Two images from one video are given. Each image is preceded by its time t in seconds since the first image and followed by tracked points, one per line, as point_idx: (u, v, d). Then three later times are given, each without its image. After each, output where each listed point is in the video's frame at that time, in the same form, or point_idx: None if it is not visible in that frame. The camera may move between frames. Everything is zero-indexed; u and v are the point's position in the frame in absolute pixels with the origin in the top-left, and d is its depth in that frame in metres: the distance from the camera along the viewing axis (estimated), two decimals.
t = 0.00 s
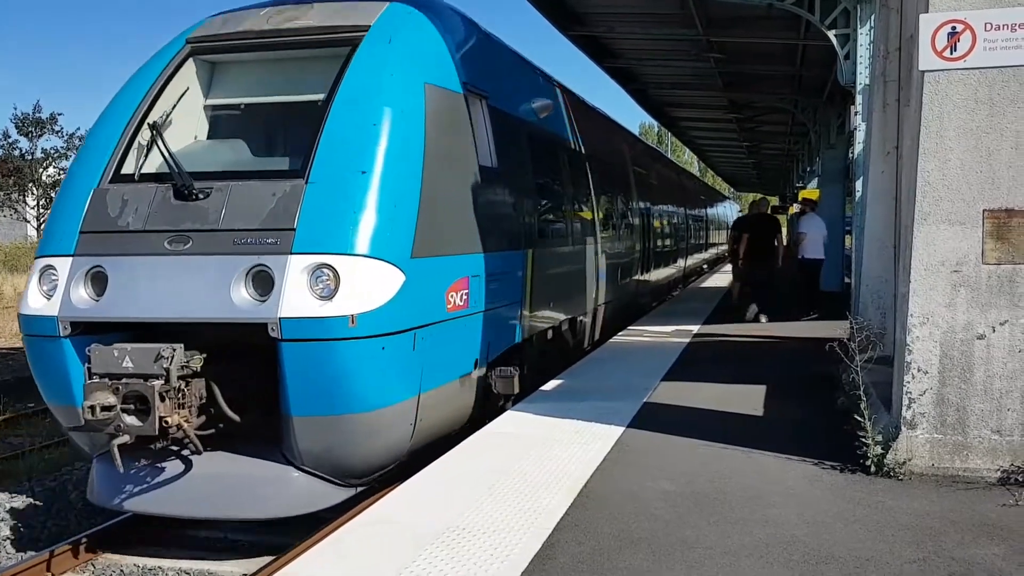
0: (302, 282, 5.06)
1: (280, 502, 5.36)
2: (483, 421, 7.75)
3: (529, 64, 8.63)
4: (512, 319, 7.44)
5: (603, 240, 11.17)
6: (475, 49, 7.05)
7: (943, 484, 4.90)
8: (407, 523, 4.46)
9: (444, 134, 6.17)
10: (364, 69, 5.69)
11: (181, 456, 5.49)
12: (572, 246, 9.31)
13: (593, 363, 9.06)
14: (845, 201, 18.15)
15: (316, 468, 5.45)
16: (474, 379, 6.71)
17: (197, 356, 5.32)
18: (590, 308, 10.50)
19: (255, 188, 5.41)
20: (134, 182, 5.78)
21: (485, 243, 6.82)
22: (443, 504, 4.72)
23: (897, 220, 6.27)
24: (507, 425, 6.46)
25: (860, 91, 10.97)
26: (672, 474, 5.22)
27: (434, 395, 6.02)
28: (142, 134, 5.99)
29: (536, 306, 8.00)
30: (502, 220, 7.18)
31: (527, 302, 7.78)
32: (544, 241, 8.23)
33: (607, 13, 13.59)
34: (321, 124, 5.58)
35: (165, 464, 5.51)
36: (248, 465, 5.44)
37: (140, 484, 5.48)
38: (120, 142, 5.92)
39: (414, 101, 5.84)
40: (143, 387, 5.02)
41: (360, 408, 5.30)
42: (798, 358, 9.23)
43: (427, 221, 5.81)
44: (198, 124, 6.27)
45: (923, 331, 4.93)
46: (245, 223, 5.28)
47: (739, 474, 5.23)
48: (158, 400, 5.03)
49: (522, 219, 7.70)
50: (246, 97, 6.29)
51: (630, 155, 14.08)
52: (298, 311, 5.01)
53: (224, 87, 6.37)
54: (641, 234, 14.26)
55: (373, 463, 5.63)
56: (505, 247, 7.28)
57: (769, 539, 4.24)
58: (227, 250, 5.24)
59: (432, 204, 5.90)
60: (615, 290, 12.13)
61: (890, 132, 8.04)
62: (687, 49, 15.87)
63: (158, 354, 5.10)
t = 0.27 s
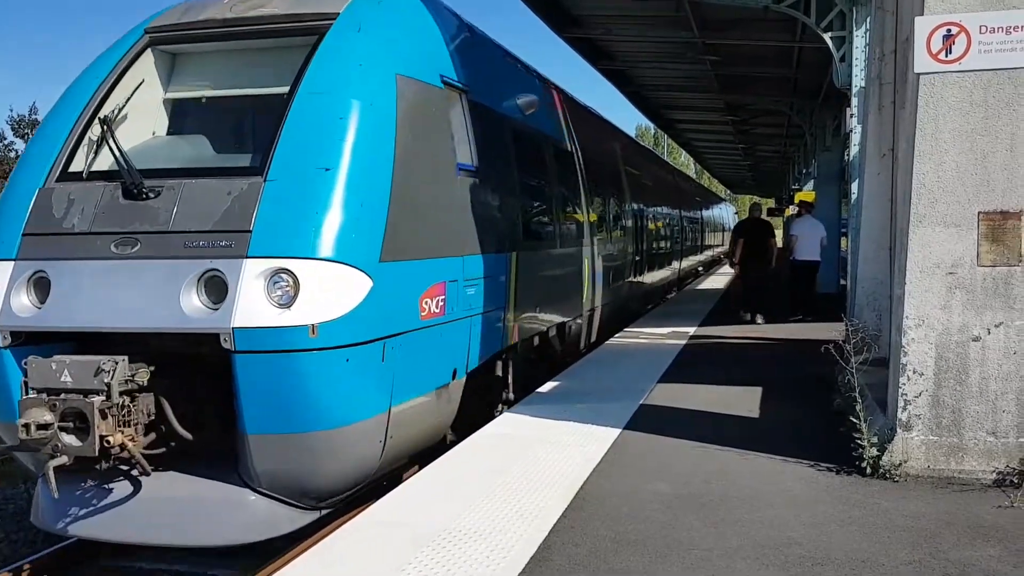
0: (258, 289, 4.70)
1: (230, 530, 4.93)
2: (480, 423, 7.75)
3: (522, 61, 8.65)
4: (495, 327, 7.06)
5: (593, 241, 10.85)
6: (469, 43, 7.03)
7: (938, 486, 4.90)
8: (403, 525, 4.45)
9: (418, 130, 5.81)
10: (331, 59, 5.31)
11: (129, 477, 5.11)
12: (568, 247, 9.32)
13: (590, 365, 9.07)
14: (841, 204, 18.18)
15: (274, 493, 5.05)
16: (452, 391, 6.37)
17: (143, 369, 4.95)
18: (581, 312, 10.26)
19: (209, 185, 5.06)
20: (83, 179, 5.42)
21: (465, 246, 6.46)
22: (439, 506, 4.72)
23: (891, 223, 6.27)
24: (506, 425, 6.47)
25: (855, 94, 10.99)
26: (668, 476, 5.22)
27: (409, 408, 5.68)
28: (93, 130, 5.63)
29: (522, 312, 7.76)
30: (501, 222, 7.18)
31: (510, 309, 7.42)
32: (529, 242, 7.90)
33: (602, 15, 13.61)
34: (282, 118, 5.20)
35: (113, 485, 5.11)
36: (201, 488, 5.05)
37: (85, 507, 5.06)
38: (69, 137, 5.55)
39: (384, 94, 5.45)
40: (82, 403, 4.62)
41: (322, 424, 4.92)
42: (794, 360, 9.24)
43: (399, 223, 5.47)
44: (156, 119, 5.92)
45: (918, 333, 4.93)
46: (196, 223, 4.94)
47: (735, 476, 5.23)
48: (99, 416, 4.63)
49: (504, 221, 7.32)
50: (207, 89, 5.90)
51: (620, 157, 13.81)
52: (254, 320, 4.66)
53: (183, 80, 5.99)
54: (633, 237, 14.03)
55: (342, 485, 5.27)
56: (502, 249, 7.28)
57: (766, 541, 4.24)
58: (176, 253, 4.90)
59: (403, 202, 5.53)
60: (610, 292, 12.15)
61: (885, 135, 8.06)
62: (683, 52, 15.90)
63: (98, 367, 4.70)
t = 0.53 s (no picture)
0: (204, 297, 4.03)
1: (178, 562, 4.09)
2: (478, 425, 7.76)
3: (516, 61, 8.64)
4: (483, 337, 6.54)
5: (584, 245, 10.41)
6: (464, 36, 6.96)
7: (935, 488, 4.91)
8: (402, 526, 4.45)
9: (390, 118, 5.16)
10: (293, 40, 4.67)
11: (67, 501, 4.27)
12: (564, 248, 9.33)
13: (587, 366, 9.08)
14: (838, 205, 18.19)
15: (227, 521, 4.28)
16: (431, 409, 5.71)
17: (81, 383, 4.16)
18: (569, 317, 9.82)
19: (153, 183, 4.40)
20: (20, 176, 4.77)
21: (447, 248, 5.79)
22: (437, 508, 4.71)
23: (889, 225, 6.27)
24: (506, 426, 6.49)
25: (853, 96, 11.01)
26: (665, 478, 5.22)
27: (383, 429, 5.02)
28: (36, 121, 4.98)
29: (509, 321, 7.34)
30: (500, 223, 7.18)
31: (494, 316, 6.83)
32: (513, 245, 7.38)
33: (599, 17, 13.62)
34: (236, 105, 4.53)
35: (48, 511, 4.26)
36: (147, 518, 4.21)
37: (19, 534, 4.17)
38: (9, 128, 4.91)
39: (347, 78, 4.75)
40: (5, 423, 3.82)
41: (278, 452, 4.25)
42: (791, 361, 9.25)
43: (368, 222, 4.79)
44: (110, 110, 5.18)
45: (915, 335, 4.94)
46: (139, 224, 4.27)
47: (732, 478, 5.22)
48: (27, 438, 3.84)
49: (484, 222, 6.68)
50: (160, 78, 5.21)
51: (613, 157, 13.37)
52: (198, 332, 3.98)
53: (138, 68, 5.29)
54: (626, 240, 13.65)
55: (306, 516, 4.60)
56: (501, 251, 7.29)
57: (763, 542, 4.24)
58: (116, 257, 4.22)
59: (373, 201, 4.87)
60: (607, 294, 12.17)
61: (882, 137, 8.06)
62: (680, 54, 15.90)
63: (25, 382, 3.90)
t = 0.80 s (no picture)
0: (131, 305, 3.57)
1: None
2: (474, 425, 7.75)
3: (512, 61, 8.64)
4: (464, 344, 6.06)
5: (570, 246, 9.94)
6: (461, 37, 6.96)
7: (932, 489, 4.90)
8: (397, 528, 4.43)
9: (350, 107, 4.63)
10: (241, 18, 4.17)
11: None
12: (559, 249, 9.32)
13: (583, 367, 9.08)
14: (834, 206, 18.20)
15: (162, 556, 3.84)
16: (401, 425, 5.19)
17: None
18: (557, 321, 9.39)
19: (81, 178, 3.95)
20: None
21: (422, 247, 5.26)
22: (434, 509, 4.70)
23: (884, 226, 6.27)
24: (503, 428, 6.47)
25: (849, 96, 11.01)
26: (662, 479, 5.21)
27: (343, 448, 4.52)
28: None
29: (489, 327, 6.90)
30: (496, 224, 7.17)
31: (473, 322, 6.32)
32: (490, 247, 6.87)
33: (595, 17, 13.61)
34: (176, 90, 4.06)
35: None
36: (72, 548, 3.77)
37: None
38: None
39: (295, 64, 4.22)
40: None
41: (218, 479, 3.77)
42: (787, 362, 9.26)
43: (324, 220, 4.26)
44: (47, 97, 4.64)
45: (912, 335, 4.94)
46: (64, 224, 3.82)
47: (728, 479, 5.21)
48: None
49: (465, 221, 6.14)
50: (104, 64, 4.63)
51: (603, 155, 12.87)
52: (125, 345, 3.53)
53: (81, 53, 4.73)
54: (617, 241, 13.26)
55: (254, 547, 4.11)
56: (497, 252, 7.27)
57: (760, 543, 4.23)
58: (39, 261, 3.78)
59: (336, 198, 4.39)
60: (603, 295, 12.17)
61: (878, 138, 8.06)
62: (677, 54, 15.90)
63: None
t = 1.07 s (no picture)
0: (38, 318, 3.23)
1: None
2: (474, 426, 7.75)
3: (512, 61, 8.67)
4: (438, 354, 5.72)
5: (562, 248, 9.54)
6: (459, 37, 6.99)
7: (932, 488, 4.90)
8: (396, 529, 4.42)
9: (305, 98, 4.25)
10: None
11: None
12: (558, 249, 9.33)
13: (583, 366, 9.08)
14: (834, 205, 18.20)
15: None
16: (363, 442, 4.82)
17: None
18: (548, 326, 9.03)
19: None
20: None
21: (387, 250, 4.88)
22: (433, 509, 4.71)
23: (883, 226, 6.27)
24: (502, 428, 6.47)
25: (849, 96, 11.01)
26: (661, 479, 5.21)
27: (295, 469, 4.15)
28: None
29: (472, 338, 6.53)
30: (495, 224, 7.18)
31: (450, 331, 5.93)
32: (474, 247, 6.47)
33: (594, 17, 13.61)
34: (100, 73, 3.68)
35: None
36: None
37: None
38: None
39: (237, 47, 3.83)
40: None
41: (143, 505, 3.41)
42: (786, 362, 9.26)
43: (269, 221, 3.88)
44: None
45: (911, 335, 4.94)
46: None
47: (728, 479, 5.21)
48: None
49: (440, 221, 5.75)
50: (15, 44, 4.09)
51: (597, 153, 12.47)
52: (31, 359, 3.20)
53: None
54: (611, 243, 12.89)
55: None
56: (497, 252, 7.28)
57: (760, 543, 4.23)
58: None
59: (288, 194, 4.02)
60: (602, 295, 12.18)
61: (877, 138, 8.06)
62: (676, 54, 15.89)
63: None
